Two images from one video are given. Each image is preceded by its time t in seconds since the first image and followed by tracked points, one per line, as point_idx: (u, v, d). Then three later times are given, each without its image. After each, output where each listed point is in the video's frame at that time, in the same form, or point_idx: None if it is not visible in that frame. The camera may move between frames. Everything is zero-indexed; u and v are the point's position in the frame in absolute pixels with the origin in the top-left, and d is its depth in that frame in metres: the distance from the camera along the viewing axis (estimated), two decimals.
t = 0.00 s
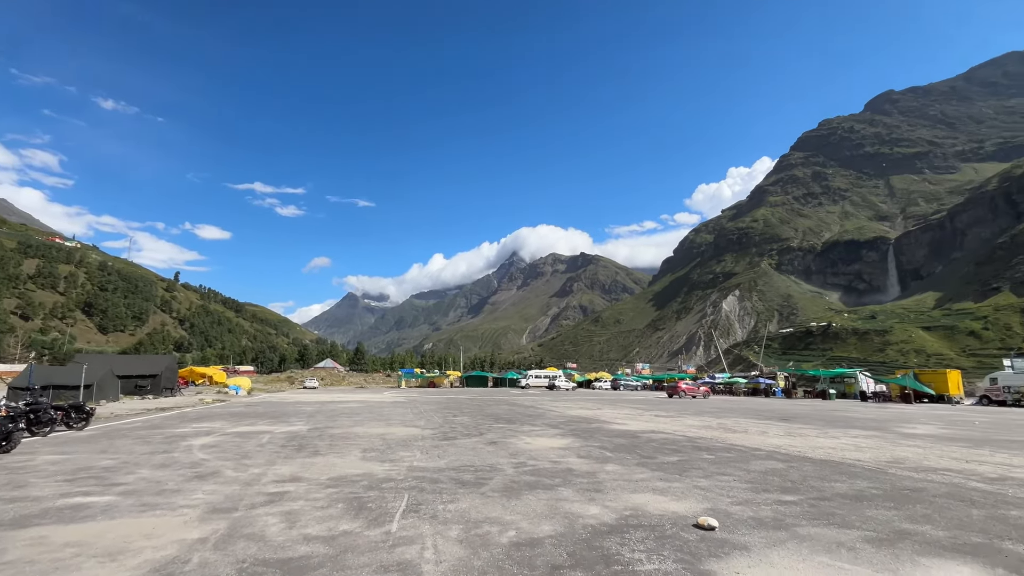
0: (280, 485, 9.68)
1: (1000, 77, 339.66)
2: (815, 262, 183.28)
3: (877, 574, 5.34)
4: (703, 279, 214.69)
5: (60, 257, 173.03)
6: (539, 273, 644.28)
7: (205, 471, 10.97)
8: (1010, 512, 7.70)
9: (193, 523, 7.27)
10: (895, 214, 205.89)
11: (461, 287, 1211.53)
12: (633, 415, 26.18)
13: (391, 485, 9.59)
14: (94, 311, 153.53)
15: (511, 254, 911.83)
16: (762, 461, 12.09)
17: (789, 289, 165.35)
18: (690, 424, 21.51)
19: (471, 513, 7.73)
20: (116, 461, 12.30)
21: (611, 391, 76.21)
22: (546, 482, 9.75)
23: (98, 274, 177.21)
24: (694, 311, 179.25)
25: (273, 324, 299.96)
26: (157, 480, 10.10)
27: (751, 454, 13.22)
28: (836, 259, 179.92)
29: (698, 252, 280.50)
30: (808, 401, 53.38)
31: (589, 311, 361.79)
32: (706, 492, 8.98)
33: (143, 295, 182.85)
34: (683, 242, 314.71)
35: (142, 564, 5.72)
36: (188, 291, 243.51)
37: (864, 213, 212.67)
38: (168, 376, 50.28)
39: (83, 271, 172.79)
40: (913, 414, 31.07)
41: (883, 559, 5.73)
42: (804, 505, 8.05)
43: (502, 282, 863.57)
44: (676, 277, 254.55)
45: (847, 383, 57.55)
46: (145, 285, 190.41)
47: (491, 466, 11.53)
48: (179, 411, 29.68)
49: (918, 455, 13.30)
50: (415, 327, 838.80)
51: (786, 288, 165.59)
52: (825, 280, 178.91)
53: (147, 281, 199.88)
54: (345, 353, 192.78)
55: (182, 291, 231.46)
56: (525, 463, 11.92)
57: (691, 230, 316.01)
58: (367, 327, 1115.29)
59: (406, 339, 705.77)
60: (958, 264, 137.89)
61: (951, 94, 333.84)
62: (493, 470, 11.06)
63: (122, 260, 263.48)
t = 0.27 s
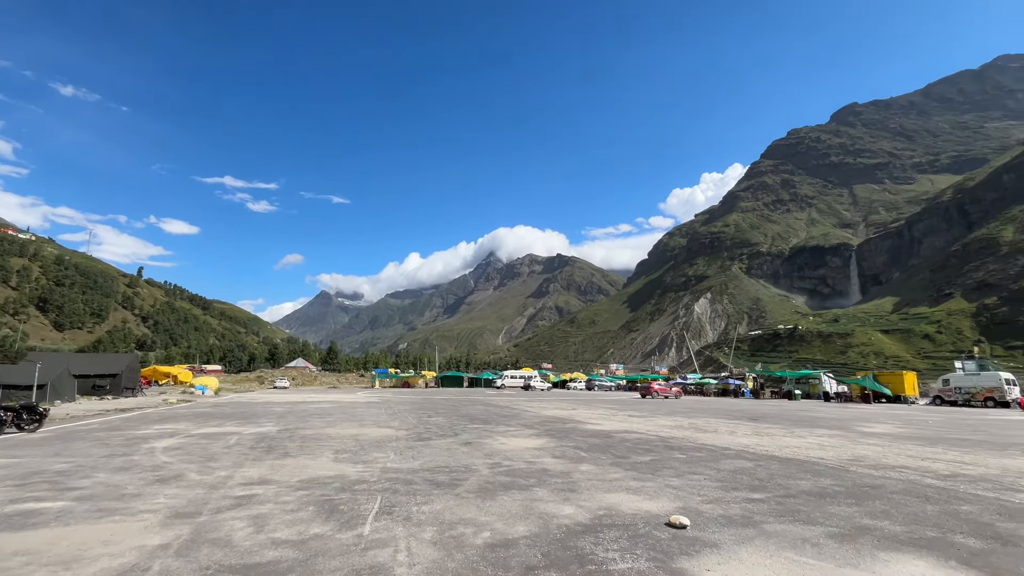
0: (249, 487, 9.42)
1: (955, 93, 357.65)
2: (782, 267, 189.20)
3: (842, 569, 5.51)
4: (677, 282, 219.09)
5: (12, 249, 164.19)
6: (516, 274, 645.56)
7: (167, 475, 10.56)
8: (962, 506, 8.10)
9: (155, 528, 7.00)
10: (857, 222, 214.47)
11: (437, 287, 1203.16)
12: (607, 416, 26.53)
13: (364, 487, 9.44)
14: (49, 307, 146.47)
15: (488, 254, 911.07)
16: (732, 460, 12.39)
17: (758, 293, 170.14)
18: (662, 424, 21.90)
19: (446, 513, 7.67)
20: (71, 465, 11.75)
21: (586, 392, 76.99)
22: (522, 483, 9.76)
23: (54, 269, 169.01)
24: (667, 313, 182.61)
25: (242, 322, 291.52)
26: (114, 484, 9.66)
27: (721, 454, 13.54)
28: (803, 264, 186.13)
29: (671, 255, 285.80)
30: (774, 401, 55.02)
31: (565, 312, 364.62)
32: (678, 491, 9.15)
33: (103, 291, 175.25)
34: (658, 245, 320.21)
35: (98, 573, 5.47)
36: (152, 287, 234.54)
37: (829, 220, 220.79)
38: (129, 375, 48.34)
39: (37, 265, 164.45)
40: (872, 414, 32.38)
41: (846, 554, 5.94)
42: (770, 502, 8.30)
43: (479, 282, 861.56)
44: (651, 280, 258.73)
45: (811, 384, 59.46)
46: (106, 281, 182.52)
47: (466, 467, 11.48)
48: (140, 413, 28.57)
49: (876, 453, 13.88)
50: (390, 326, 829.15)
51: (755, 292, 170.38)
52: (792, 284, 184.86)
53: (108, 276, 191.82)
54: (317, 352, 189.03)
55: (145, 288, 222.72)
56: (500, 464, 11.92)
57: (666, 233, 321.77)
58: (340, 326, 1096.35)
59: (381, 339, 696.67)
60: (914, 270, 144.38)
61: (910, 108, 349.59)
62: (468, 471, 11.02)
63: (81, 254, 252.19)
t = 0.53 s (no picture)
0: (216, 490, 9.13)
1: (915, 108, 374.54)
2: (753, 271, 194.75)
3: (807, 564, 5.69)
4: (651, 284, 222.85)
5: None
6: (493, 274, 645.30)
7: (129, 478, 10.16)
8: (918, 502, 8.49)
9: (113, 533, 6.73)
10: (823, 229, 222.25)
11: (413, 286, 1192.03)
12: (582, 416, 26.79)
13: (336, 489, 9.27)
14: (1, 302, 139.16)
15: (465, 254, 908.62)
16: (703, 459, 12.66)
17: (729, 296, 174.39)
18: (636, 424, 22.22)
19: (421, 514, 7.62)
20: (24, 468, 11.19)
21: (561, 392, 77.55)
22: (497, 484, 9.76)
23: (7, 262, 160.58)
24: (642, 315, 185.50)
25: (210, 320, 282.80)
26: (72, 489, 9.23)
27: (693, 453, 13.85)
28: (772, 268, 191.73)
29: (647, 258, 290.31)
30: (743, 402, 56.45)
31: (541, 313, 366.41)
32: (650, 490, 9.30)
33: (61, 286, 167.43)
34: (634, 248, 325.08)
35: None
36: (114, 283, 225.21)
37: (797, 227, 228.17)
38: (88, 374, 46.37)
39: None
40: (835, 414, 33.52)
41: (811, 549, 6.14)
42: (740, 501, 8.51)
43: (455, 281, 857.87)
44: (626, 281, 262.33)
45: (778, 385, 61.10)
46: (64, 276, 174.46)
47: (441, 468, 11.42)
48: (100, 413, 27.39)
49: (839, 451, 14.39)
50: (365, 326, 817.34)
51: (726, 295, 174.60)
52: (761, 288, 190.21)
53: (66, 271, 183.28)
54: (288, 351, 184.73)
55: (106, 283, 213.63)
56: (475, 464, 11.89)
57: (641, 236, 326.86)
58: (313, 325, 1074.95)
59: (355, 339, 685.78)
60: (875, 276, 150.39)
61: (873, 121, 364.42)
62: (444, 472, 10.94)
63: (37, 246, 240.58)
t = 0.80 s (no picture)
0: (181, 494, 8.83)
1: (878, 121, 390.67)
2: (725, 274, 199.64)
3: (774, 560, 5.88)
4: (627, 286, 225.99)
5: None
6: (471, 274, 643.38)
7: (88, 482, 9.74)
8: (878, 498, 8.85)
9: (69, 541, 6.41)
10: (792, 235, 229.42)
11: (390, 285, 1178.45)
12: (558, 416, 26.98)
13: (308, 491, 9.07)
14: None
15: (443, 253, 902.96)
16: (677, 459, 12.86)
17: (702, 299, 178.29)
18: (611, 425, 22.48)
19: (396, 517, 7.50)
20: None
21: (538, 393, 77.91)
22: (473, 484, 9.73)
23: None
24: (617, 316, 187.87)
25: (177, 318, 273.50)
26: (25, 494, 8.78)
27: (665, 453, 14.09)
28: (743, 273, 196.83)
29: (623, 261, 294.32)
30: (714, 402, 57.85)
31: (518, 313, 367.03)
32: (624, 489, 9.43)
33: (14, 280, 159.50)
34: (610, 250, 329.02)
35: None
36: (73, 278, 215.54)
37: (768, 232, 235.07)
38: (44, 374, 44.27)
39: None
40: (801, 414, 34.68)
41: (779, 545, 6.33)
42: (711, 499, 8.69)
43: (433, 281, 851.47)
44: (603, 283, 265.30)
45: (749, 386, 62.56)
46: (18, 270, 166.07)
47: (417, 469, 11.33)
48: (57, 414, 26.17)
49: (804, 451, 14.89)
50: (339, 324, 803.56)
51: (699, 298, 178.40)
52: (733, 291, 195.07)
53: (21, 264, 174.55)
54: (259, 350, 180.29)
55: (65, 278, 204.29)
56: (451, 465, 11.82)
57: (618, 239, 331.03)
58: (286, 324, 1050.70)
59: (329, 338, 673.41)
60: (840, 281, 156.07)
61: (840, 131, 378.37)
62: (419, 473, 10.84)
63: None
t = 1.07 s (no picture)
0: (145, 497, 8.51)
1: (845, 131, 405.27)
2: (699, 277, 204.02)
3: (743, 555, 6.02)
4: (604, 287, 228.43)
5: None
6: (448, 273, 639.70)
7: (44, 485, 9.29)
8: (841, 494, 9.18)
9: (23, 546, 6.11)
10: (763, 240, 235.90)
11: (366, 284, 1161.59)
12: (534, 416, 27.05)
13: (279, 493, 8.86)
14: None
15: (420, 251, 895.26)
16: (650, 458, 13.06)
17: (676, 301, 181.82)
18: (587, 424, 22.68)
19: (369, 518, 7.40)
20: None
21: (514, 392, 77.98)
22: (448, 484, 9.68)
23: None
24: (594, 317, 189.71)
25: (142, 314, 263.53)
26: None
27: (639, 452, 14.30)
28: (716, 276, 201.38)
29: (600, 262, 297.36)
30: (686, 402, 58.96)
31: (496, 313, 366.72)
32: (598, 488, 9.53)
33: None
34: (587, 251, 332.03)
35: None
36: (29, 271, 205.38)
37: (739, 236, 241.11)
38: None
39: None
40: (769, 413, 35.71)
41: (747, 541, 6.50)
42: (683, 497, 8.86)
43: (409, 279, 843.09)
44: (580, 284, 267.38)
45: (720, 386, 63.97)
46: None
47: (391, 469, 11.20)
48: (8, 415, 24.83)
49: (772, 449, 15.31)
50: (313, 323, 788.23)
51: (673, 300, 181.75)
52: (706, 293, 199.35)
53: None
54: (229, 349, 175.59)
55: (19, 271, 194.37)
56: (427, 465, 11.73)
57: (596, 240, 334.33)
58: (257, 321, 1024.32)
59: (302, 337, 659.62)
60: (807, 285, 161.24)
61: (809, 140, 390.98)
62: (394, 473, 10.72)
63: None
